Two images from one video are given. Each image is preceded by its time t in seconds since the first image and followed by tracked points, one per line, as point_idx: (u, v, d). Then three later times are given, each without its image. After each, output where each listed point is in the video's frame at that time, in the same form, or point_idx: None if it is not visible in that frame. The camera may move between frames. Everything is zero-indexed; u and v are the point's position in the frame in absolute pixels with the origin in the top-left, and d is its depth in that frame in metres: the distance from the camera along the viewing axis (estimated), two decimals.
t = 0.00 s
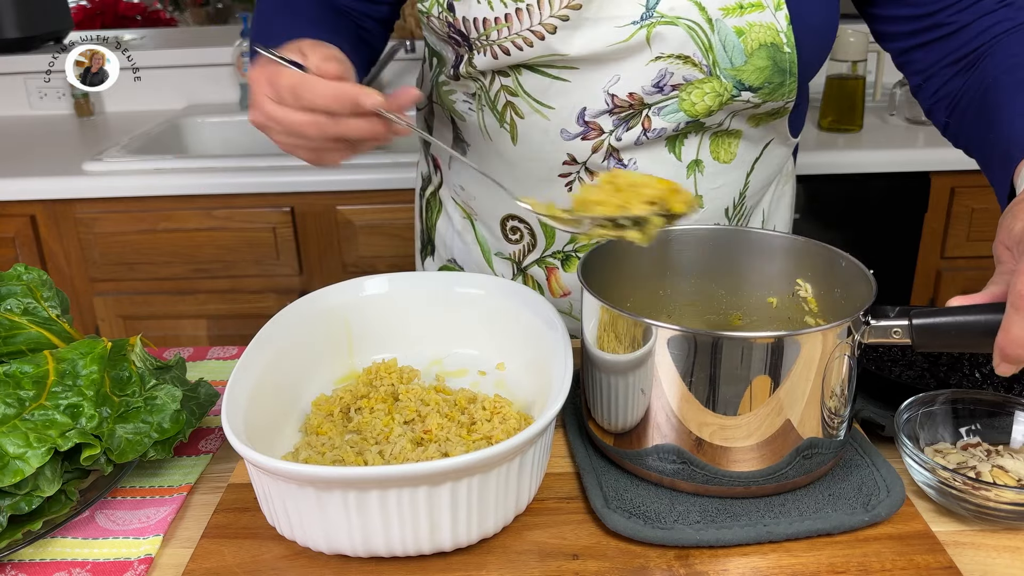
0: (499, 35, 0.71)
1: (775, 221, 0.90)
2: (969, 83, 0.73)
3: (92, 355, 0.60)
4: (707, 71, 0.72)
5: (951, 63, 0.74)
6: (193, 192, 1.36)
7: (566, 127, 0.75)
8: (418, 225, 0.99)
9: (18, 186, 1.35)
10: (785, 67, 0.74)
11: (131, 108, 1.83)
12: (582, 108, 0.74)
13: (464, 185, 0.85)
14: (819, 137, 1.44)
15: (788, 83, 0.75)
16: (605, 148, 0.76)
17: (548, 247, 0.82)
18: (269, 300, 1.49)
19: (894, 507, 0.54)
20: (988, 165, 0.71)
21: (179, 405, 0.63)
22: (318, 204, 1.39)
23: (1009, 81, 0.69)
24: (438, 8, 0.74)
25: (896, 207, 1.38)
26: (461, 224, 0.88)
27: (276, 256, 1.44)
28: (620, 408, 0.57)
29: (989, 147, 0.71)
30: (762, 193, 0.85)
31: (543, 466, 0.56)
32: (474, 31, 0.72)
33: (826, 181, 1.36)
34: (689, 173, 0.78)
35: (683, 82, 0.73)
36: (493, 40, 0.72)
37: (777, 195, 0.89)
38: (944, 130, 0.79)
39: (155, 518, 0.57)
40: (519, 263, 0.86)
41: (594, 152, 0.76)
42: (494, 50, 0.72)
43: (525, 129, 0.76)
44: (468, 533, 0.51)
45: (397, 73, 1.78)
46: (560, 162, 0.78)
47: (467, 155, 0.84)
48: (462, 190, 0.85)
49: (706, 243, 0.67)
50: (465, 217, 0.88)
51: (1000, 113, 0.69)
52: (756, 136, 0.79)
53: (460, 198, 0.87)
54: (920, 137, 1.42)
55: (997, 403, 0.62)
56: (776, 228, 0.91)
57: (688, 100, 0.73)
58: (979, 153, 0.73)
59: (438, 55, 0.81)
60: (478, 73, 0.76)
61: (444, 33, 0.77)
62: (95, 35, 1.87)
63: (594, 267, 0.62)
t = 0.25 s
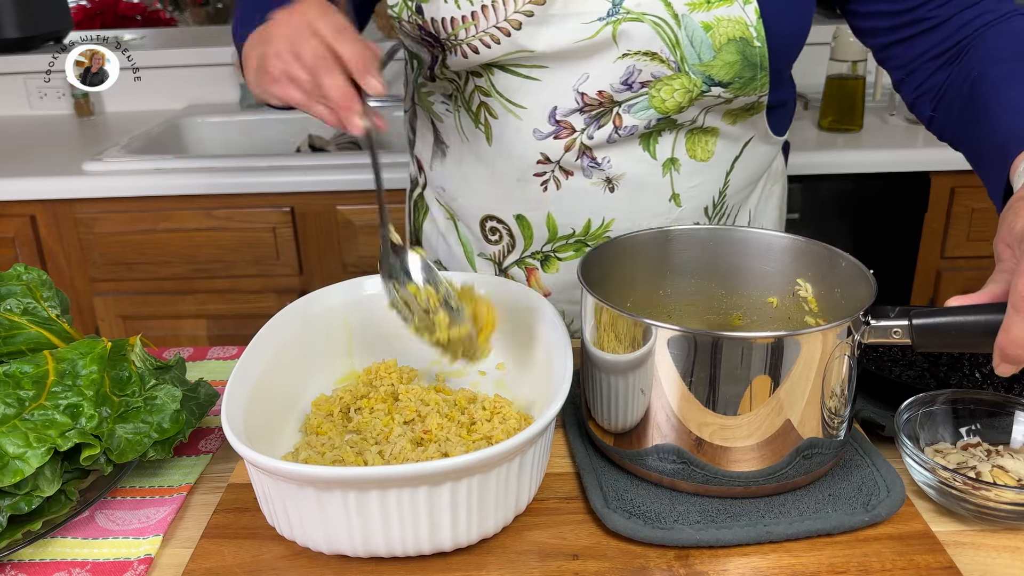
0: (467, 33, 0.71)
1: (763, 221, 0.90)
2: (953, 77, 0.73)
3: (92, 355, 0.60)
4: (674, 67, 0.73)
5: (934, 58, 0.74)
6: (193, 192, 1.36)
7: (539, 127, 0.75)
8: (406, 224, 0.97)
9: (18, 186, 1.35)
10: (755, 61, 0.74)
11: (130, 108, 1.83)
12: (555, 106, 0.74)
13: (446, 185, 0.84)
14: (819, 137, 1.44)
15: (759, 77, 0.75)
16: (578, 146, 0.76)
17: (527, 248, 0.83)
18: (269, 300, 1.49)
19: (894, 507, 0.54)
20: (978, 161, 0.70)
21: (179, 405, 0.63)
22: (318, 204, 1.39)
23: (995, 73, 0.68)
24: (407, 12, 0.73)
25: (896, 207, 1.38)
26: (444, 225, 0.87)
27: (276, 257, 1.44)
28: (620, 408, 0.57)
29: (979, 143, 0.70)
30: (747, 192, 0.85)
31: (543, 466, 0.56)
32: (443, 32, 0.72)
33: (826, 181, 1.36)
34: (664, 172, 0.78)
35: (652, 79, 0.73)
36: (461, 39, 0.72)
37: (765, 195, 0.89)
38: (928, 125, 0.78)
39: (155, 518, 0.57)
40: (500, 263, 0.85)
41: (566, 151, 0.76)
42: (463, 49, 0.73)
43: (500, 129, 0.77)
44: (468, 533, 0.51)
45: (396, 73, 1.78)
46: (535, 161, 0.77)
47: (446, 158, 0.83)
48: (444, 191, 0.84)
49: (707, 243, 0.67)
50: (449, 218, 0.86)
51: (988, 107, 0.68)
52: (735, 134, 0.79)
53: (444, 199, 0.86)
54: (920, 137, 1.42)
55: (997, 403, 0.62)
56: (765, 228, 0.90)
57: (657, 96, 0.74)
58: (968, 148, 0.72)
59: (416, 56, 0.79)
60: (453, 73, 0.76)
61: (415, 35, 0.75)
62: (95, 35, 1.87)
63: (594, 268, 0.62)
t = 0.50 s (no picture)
0: (445, 35, 0.71)
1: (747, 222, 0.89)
2: (941, 71, 0.73)
3: (92, 355, 0.60)
4: (650, 67, 0.73)
5: (921, 52, 0.74)
6: (193, 192, 1.36)
7: (516, 127, 0.75)
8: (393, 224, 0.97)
9: (17, 186, 1.35)
10: (729, 61, 0.74)
11: (131, 108, 1.83)
12: (532, 106, 0.74)
13: (429, 186, 0.84)
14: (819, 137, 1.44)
15: (735, 76, 0.75)
16: (555, 146, 0.76)
17: (508, 247, 0.83)
18: (269, 300, 1.49)
19: (894, 507, 0.54)
20: (970, 157, 0.70)
21: (179, 405, 0.63)
22: (318, 204, 1.39)
23: (983, 67, 0.68)
24: (388, 13, 0.73)
25: (895, 207, 1.38)
26: (429, 225, 0.87)
27: (276, 257, 1.44)
28: (620, 408, 0.57)
29: (970, 138, 0.69)
30: (729, 190, 0.85)
31: (543, 466, 0.56)
32: (423, 34, 0.72)
33: (826, 181, 1.36)
34: (643, 172, 0.78)
35: (626, 79, 0.73)
36: (440, 40, 0.72)
37: (749, 195, 0.88)
38: (917, 121, 0.78)
39: (155, 518, 0.57)
40: (482, 263, 0.86)
41: (544, 151, 0.76)
42: (442, 51, 0.73)
43: (480, 129, 0.77)
44: (468, 533, 0.51)
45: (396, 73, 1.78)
46: (513, 161, 0.77)
47: (429, 158, 0.83)
48: (427, 192, 0.85)
49: (707, 243, 0.67)
50: (433, 218, 0.87)
51: (976, 102, 0.68)
52: (715, 134, 0.79)
53: (427, 200, 0.86)
54: (920, 137, 1.42)
55: (997, 403, 0.62)
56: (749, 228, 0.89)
57: (634, 97, 0.74)
58: (959, 143, 0.72)
59: (399, 57, 0.80)
60: (434, 74, 0.77)
61: (397, 37, 0.76)
62: (95, 35, 1.87)
63: (594, 268, 0.62)
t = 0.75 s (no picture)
0: (441, 43, 0.72)
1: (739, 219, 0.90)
2: (932, 68, 0.72)
3: (92, 355, 0.60)
4: (648, 71, 0.73)
5: (912, 48, 0.74)
6: (192, 192, 1.36)
7: (514, 131, 0.75)
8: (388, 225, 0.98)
9: (17, 186, 1.34)
10: (725, 62, 0.74)
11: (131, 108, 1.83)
12: (531, 111, 0.75)
13: (424, 191, 0.84)
14: (819, 137, 1.44)
15: (731, 77, 0.75)
16: (554, 150, 0.76)
17: (506, 250, 0.83)
18: (269, 300, 1.49)
19: (894, 507, 0.54)
20: (966, 156, 0.69)
21: (179, 405, 0.63)
22: (318, 204, 1.39)
23: (976, 65, 0.68)
24: (381, 21, 0.75)
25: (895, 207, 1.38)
26: (424, 229, 0.89)
27: (276, 257, 1.44)
28: (620, 408, 0.57)
29: (966, 136, 0.69)
30: (722, 189, 0.85)
31: (543, 466, 0.56)
32: (418, 41, 0.74)
33: (826, 181, 1.36)
34: (640, 173, 0.78)
35: (625, 83, 0.73)
36: (436, 48, 0.73)
37: (740, 193, 0.89)
38: (910, 117, 0.78)
39: (155, 518, 0.57)
40: (480, 265, 0.86)
41: (542, 154, 0.76)
42: (439, 58, 0.73)
43: (477, 134, 0.76)
44: (467, 533, 0.51)
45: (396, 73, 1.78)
46: (511, 165, 0.77)
47: (424, 163, 0.83)
48: (422, 196, 0.85)
49: (707, 243, 0.67)
50: (428, 222, 0.88)
51: (971, 100, 0.68)
52: (709, 134, 0.79)
53: (422, 204, 0.87)
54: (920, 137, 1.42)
55: (997, 403, 0.62)
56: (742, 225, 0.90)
57: (632, 100, 0.74)
58: (954, 139, 0.71)
59: (393, 62, 0.81)
60: (429, 80, 0.76)
61: (392, 43, 0.78)
62: (95, 35, 1.87)
63: (594, 270, 0.62)
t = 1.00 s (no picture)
0: (436, 49, 0.73)
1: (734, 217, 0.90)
2: (928, 65, 0.72)
3: (92, 355, 0.60)
4: (639, 73, 0.72)
5: (908, 45, 0.74)
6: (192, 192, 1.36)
7: (507, 132, 0.76)
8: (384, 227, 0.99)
9: (17, 186, 1.34)
10: (717, 65, 0.74)
11: (131, 108, 1.83)
12: (522, 113, 0.74)
13: (419, 191, 0.85)
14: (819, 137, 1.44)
15: (722, 79, 0.75)
16: (547, 151, 0.76)
17: (501, 250, 0.83)
18: (269, 300, 1.49)
19: (894, 507, 0.54)
20: (964, 154, 0.69)
21: (179, 405, 0.63)
22: (318, 204, 1.39)
23: (971, 62, 0.68)
24: (376, 26, 0.76)
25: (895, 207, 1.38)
26: (420, 229, 0.90)
27: (276, 257, 1.44)
28: (620, 408, 0.57)
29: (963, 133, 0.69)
30: (716, 188, 0.85)
31: (543, 466, 0.56)
32: (413, 46, 0.74)
33: (826, 181, 1.36)
34: (633, 174, 0.78)
35: (617, 85, 0.73)
36: (431, 54, 0.73)
37: (735, 191, 0.89)
38: (905, 113, 0.78)
39: (155, 518, 0.57)
40: (476, 265, 0.86)
41: (536, 156, 0.76)
42: (434, 64, 0.74)
43: (471, 135, 0.77)
44: (468, 533, 0.51)
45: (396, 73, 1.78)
46: (504, 166, 0.77)
47: (418, 164, 0.83)
48: (417, 197, 0.86)
49: (707, 243, 0.67)
50: (424, 222, 0.89)
51: (967, 97, 0.68)
52: (701, 134, 0.79)
53: (418, 204, 0.88)
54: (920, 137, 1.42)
55: (997, 403, 0.62)
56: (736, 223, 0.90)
57: (623, 101, 0.74)
58: (950, 137, 0.71)
59: (390, 63, 0.81)
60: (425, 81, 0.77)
61: (388, 46, 0.78)
62: (95, 35, 1.87)
63: (595, 270, 0.62)
